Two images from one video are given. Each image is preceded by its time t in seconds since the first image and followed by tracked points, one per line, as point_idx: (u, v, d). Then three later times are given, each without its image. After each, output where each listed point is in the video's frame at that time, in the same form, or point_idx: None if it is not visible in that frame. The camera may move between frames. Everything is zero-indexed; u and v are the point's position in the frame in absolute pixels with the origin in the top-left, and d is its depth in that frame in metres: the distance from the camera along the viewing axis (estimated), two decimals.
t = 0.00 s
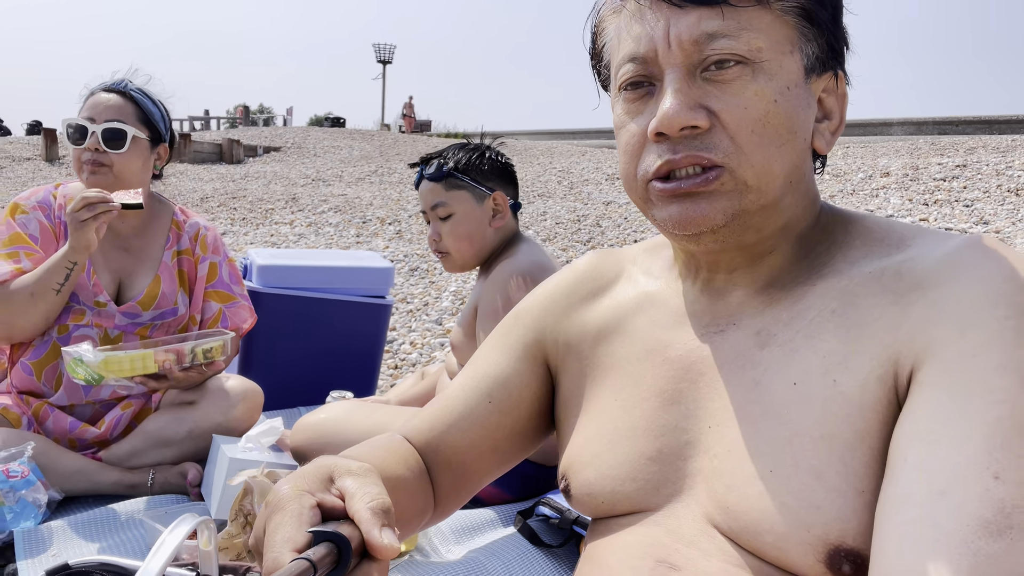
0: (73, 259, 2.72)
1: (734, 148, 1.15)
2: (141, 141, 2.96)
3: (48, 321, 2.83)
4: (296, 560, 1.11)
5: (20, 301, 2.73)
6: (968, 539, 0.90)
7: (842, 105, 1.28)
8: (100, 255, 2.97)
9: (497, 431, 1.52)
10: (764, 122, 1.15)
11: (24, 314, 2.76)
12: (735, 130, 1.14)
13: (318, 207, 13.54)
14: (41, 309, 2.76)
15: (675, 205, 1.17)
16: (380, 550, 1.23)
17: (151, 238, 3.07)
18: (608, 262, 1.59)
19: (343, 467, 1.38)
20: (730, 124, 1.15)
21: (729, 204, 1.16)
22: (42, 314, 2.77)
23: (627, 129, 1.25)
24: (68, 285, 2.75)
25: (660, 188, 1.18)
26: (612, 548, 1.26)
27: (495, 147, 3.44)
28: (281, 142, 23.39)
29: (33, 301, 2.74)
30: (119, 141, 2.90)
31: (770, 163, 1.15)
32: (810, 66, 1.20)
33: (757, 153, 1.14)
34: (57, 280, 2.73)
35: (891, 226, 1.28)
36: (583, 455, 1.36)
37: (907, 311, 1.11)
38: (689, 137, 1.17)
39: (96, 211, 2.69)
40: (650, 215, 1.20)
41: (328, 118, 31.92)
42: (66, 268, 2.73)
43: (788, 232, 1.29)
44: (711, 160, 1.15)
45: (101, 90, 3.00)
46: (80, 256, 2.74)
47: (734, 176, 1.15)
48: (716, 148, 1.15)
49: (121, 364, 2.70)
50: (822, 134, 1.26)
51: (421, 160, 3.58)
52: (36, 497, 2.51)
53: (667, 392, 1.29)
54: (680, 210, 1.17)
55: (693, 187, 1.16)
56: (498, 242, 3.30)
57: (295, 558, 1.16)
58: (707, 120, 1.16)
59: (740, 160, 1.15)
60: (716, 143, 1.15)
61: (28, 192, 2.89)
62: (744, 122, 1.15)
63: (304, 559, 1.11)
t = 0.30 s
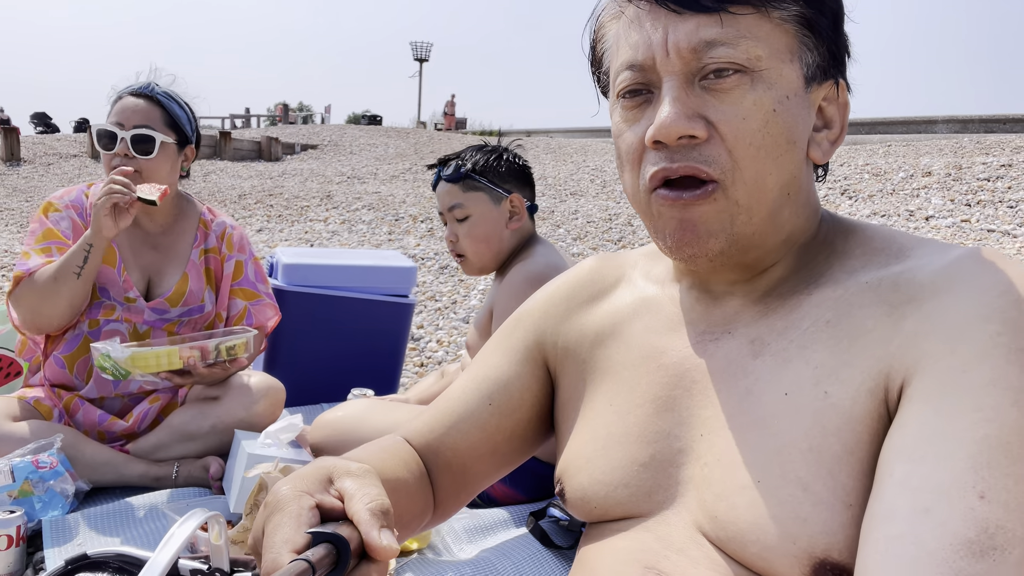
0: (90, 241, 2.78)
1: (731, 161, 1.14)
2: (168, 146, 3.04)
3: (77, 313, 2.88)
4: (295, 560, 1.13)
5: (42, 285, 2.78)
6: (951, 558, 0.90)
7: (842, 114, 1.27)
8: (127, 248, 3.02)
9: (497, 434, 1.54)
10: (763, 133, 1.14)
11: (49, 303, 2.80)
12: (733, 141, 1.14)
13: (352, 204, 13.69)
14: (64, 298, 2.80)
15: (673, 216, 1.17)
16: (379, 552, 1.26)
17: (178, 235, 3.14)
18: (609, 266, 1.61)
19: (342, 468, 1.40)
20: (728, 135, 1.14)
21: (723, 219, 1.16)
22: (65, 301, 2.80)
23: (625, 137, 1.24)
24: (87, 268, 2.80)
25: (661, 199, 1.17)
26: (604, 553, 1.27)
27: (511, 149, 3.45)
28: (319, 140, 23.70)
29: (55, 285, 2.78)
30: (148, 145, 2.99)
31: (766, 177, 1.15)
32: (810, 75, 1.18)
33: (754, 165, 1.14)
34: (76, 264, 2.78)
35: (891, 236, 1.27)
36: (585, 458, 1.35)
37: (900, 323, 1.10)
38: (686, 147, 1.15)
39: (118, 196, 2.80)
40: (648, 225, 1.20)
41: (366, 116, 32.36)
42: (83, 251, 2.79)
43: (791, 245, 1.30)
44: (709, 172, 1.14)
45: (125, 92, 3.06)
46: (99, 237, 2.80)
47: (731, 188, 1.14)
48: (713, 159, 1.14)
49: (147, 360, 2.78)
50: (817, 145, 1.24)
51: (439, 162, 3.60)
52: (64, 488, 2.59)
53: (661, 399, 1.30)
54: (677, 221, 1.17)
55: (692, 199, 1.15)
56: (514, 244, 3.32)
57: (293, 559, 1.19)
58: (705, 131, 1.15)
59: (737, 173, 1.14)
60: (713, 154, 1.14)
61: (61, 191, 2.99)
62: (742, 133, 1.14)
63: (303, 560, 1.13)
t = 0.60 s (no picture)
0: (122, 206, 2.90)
1: (719, 173, 1.21)
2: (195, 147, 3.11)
3: (111, 291, 2.94)
4: (292, 565, 1.15)
5: (76, 260, 2.85)
6: None
7: (845, 125, 1.29)
8: (153, 246, 3.08)
9: (495, 438, 1.60)
10: (751, 147, 1.21)
11: (85, 279, 2.85)
12: (720, 154, 1.21)
13: (382, 202, 13.80)
14: (98, 272, 2.86)
15: (659, 223, 1.24)
16: (376, 555, 1.27)
17: (201, 236, 3.19)
18: (610, 273, 1.65)
19: (339, 472, 1.43)
20: (716, 148, 1.21)
21: (708, 229, 1.23)
22: (99, 274, 2.86)
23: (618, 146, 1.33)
24: (119, 235, 2.88)
25: (644, 207, 1.24)
26: (596, 562, 1.28)
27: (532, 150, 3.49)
28: (350, 138, 23.91)
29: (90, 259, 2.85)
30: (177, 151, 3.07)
31: (756, 191, 1.21)
32: (807, 86, 1.23)
33: (741, 179, 1.20)
34: (110, 232, 2.88)
35: (891, 248, 1.25)
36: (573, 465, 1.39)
37: (896, 338, 1.09)
38: (673, 160, 1.23)
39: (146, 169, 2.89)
40: (635, 231, 1.27)
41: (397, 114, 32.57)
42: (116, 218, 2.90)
43: (781, 257, 1.29)
44: (695, 184, 1.21)
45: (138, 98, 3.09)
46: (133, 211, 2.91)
47: (716, 201, 1.21)
48: (700, 171, 1.21)
49: (168, 360, 2.83)
50: (817, 155, 1.26)
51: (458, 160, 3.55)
52: (86, 482, 2.68)
53: (654, 408, 1.32)
54: (663, 225, 1.24)
55: (675, 204, 1.22)
56: (539, 240, 3.33)
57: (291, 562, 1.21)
58: (692, 145, 1.22)
59: (724, 185, 1.21)
60: (700, 167, 1.21)
61: (93, 188, 3.09)
62: (730, 147, 1.21)
63: (299, 564, 1.15)
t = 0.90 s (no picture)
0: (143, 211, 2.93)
1: (710, 181, 1.27)
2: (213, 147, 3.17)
3: (133, 291, 2.98)
4: (289, 569, 1.16)
5: (99, 261, 2.90)
6: None
7: (841, 129, 1.33)
8: (172, 246, 3.13)
9: (493, 441, 1.62)
10: (742, 155, 1.26)
11: (107, 279, 2.90)
12: (710, 163, 1.26)
13: (405, 199, 13.85)
14: (120, 273, 2.90)
15: (651, 235, 1.31)
16: (375, 557, 1.28)
17: (218, 236, 3.22)
18: (609, 276, 1.70)
19: (337, 474, 1.44)
20: (706, 157, 1.27)
21: (700, 242, 1.30)
22: (122, 275, 2.91)
23: (611, 153, 1.40)
24: (140, 238, 2.92)
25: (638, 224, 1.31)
26: (590, 567, 1.33)
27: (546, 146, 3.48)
28: (375, 135, 24.01)
29: (113, 260, 2.89)
30: (197, 150, 3.14)
31: (747, 200, 1.27)
32: (801, 91, 1.28)
33: (732, 189, 1.26)
34: (131, 236, 2.92)
35: (890, 256, 1.28)
36: (568, 467, 1.44)
37: (889, 350, 1.13)
38: (664, 168, 1.29)
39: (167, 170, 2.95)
40: (629, 242, 1.34)
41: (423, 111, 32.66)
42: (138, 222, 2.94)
43: (776, 264, 1.34)
44: (686, 193, 1.27)
45: (155, 100, 3.13)
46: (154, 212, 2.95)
47: (707, 211, 1.27)
48: (691, 181, 1.27)
49: (182, 357, 2.89)
50: (813, 161, 1.31)
51: (470, 158, 3.53)
52: (103, 476, 2.73)
53: (646, 415, 1.38)
54: (657, 242, 1.31)
55: (665, 222, 1.29)
56: (551, 241, 3.34)
57: (288, 565, 1.22)
58: (683, 153, 1.28)
59: (715, 195, 1.27)
60: (691, 175, 1.27)
61: (114, 187, 3.14)
62: (720, 155, 1.26)
63: (295, 568, 1.17)
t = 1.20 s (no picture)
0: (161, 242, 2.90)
1: (694, 186, 1.29)
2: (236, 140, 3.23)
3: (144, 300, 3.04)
4: (293, 563, 1.16)
5: (115, 282, 2.91)
6: None
7: (836, 129, 1.35)
8: (186, 246, 3.17)
9: (495, 440, 1.63)
10: (726, 159, 1.28)
11: (123, 296, 2.95)
12: (693, 168, 1.29)
13: (424, 196, 13.89)
14: (136, 291, 2.96)
15: (638, 241, 1.33)
16: (376, 554, 1.29)
17: (232, 231, 3.27)
18: (612, 277, 1.71)
19: (340, 470, 1.46)
20: (691, 161, 1.29)
21: (687, 247, 1.32)
22: (138, 292, 2.97)
23: (603, 155, 1.43)
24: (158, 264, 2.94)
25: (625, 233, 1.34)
26: (588, 567, 1.34)
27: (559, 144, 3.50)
28: (395, 132, 24.09)
29: (128, 283, 2.92)
30: (220, 140, 3.15)
31: (733, 203, 1.29)
32: (790, 92, 1.29)
33: (717, 194, 1.28)
34: (148, 262, 2.91)
35: (890, 262, 1.30)
36: (569, 467, 1.46)
37: (885, 356, 1.13)
38: (648, 173, 1.31)
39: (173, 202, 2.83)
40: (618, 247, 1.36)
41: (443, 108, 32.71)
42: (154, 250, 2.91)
43: (772, 268, 1.36)
44: (671, 198, 1.30)
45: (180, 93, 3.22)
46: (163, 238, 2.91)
47: (696, 218, 1.30)
48: (675, 185, 1.30)
49: (199, 353, 2.95)
50: (803, 164, 1.31)
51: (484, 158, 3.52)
52: (119, 469, 2.77)
53: (645, 417, 1.39)
54: (644, 250, 1.33)
55: (654, 233, 1.31)
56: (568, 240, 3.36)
57: (292, 561, 1.22)
58: (666, 158, 1.31)
59: (700, 199, 1.29)
60: (675, 180, 1.30)
61: (127, 188, 3.16)
62: (703, 159, 1.29)
63: (300, 562, 1.16)
